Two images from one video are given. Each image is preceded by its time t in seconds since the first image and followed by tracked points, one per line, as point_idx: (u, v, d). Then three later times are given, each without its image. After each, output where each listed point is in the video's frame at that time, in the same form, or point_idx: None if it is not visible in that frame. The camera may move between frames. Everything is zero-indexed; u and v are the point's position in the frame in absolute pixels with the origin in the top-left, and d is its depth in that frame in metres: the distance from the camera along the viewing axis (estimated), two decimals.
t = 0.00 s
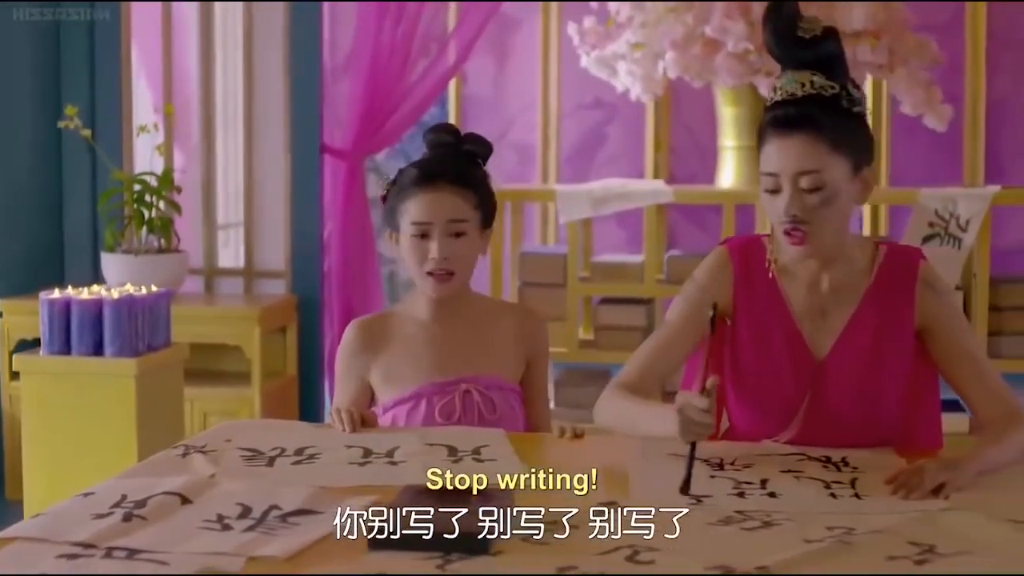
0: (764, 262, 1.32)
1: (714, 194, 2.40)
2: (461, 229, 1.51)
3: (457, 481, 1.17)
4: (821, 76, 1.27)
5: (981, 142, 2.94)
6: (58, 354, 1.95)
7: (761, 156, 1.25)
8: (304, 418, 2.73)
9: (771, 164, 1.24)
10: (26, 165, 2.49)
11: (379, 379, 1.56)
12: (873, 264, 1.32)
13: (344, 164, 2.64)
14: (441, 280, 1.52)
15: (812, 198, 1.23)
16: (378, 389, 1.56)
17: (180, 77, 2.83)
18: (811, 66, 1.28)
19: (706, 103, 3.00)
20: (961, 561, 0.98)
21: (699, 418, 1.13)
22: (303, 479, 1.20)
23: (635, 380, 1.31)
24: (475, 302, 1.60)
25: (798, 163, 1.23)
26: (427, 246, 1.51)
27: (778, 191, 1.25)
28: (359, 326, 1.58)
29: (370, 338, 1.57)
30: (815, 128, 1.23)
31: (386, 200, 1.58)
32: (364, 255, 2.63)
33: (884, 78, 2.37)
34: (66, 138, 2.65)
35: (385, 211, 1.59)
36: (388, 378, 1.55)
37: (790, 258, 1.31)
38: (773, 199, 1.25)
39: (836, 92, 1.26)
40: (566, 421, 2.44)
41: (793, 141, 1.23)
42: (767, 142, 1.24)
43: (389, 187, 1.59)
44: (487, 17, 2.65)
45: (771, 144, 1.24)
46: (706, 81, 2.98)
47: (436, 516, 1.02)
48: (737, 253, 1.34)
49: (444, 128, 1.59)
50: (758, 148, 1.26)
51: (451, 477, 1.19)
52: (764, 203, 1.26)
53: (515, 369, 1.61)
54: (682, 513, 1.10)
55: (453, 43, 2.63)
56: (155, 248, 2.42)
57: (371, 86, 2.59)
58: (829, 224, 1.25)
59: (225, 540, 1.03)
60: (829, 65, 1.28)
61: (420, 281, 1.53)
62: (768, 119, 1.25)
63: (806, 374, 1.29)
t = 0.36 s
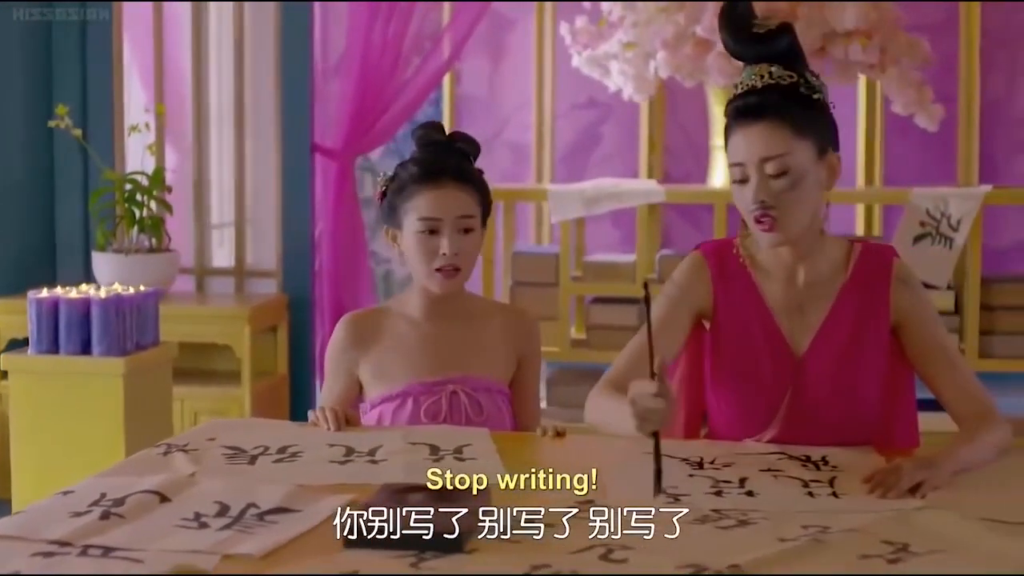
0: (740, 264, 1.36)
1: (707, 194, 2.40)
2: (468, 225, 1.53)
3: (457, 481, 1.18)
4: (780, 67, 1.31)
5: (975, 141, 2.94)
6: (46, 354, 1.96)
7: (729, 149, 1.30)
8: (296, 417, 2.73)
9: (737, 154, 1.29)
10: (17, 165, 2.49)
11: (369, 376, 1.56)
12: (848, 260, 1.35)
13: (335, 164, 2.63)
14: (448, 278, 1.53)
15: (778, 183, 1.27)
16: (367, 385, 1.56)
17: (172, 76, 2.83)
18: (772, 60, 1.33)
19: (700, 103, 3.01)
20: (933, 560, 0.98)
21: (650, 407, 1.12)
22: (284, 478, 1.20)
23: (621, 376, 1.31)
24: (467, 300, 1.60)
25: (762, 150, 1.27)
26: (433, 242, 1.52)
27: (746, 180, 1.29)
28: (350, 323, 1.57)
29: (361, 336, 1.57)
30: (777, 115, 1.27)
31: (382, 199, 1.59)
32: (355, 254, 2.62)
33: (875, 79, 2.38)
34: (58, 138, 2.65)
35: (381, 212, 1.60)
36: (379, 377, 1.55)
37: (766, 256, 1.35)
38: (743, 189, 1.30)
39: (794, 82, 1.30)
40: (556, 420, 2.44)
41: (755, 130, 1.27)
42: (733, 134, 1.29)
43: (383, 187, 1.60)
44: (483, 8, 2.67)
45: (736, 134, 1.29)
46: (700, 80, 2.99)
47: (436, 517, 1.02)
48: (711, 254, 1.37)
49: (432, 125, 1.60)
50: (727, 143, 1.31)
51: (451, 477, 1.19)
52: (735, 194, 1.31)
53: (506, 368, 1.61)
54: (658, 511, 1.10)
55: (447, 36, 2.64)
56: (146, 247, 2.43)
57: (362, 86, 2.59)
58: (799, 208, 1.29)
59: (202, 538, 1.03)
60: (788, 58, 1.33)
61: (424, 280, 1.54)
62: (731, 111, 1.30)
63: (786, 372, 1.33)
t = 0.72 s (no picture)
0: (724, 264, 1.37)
1: (701, 194, 2.40)
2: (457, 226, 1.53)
3: (457, 481, 1.19)
4: (760, 68, 1.31)
5: (972, 141, 2.93)
6: (37, 353, 1.96)
7: (712, 153, 1.31)
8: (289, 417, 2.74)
9: (720, 158, 1.30)
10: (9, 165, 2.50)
11: (355, 375, 1.56)
12: (832, 259, 1.36)
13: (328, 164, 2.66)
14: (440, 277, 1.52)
15: (760, 186, 1.28)
16: (352, 385, 1.56)
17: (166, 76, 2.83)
18: (752, 61, 1.32)
19: (695, 103, 3.01)
20: (913, 559, 0.98)
21: (597, 421, 1.20)
22: (269, 477, 1.20)
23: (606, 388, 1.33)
24: (452, 299, 1.61)
25: (743, 155, 1.28)
26: (424, 241, 1.51)
27: (729, 184, 1.30)
28: (336, 321, 1.58)
29: (347, 334, 1.57)
30: (756, 118, 1.28)
31: (372, 200, 1.60)
32: (348, 253, 2.66)
33: (870, 78, 2.38)
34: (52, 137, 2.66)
35: (370, 212, 1.61)
36: (363, 375, 1.56)
37: (750, 258, 1.36)
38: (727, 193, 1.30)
39: (776, 82, 1.30)
40: (550, 420, 2.45)
41: (736, 135, 1.28)
42: (715, 137, 1.30)
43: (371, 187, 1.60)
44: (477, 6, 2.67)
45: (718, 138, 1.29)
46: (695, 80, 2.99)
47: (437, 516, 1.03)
48: (695, 256, 1.38)
49: (416, 124, 1.61)
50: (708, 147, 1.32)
51: (451, 477, 1.20)
52: (718, 198, 1.32)
53: (491, 367, 1.61)
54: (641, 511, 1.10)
55: (442, 33, 2.64)
56: (139, 247, 2.45)
57: (355, 84, 2.60)
58: (782, 211, 1.29)
59: (184, 537, 1.03)
60: (768, 59, 1.32)
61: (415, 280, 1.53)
62: (713, 116, 1.31)
63: (772, 372, 1.34)
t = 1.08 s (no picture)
0: (712, 264, 1.37)
1: (697, 194, 2.40)
2: (449, 225, 1.54)
3: (457, 481, 1.20)
4: (763, 70, 1.30)
5: (968, 141, 2.93)
6: (29, 353, 1.97)
7: (707, 152, 1.30)
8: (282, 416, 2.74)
9: (715, 159, 1.29)
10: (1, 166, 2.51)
11: (342, 373, 1.56)
12: (820, 261, 1.37)
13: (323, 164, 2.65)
14: (432, 278, 1.52)
15: (757, 191, 1.28)
16: (340, 383, 1.56)
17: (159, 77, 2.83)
18: (755, 60, 1.32)
19: (689, 102, 3.01)
20: (896, 558, 0.98)
21: (619, 425, 1.19)
22: (257, 476, 1.20)
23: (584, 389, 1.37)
24: (441, 299, 1.61)
25: (741, 159, 1.28)
26: (417, 242, 1.52)
27: (724, 185, 1.30)
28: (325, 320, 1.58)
29: (335, 333, 1.57)
30: (758, 123, 1.27)
31: (360, 201, 1.60)
32: (342, 251, 2.64)
33: (864, 78, 2.37)
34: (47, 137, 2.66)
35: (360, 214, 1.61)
36: (351, 373, 1.56)
37: (737, 259, 1.37)
38: (720, 194, 1.30)
39: (777, 86, 1.30)
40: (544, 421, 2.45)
41: (735, 138, 1.28)
42: (712, 137, 1.29)
43: (359, 189, 1.60)
44: (472, 5, 2.67)
45: (715, 139, 1.29)
46: (690, 80, 2.99)
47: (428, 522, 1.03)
48: (684, 255, 1.39)
49: (400, 124, 1.61)
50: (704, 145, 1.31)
51: (450, 478, 1.21)
52: (711, 199, 1.32)
53: (481, 366, 1.61)
54: (627, 510, 1.11)
55: (439, 31, 2.64)
56: (133, 246, 2.45)
57: (349, 84, 2.60)
58: (775, 216, 1.30)
59: (170, 536, 1.04)
60: (771, 59, 1.32)
61: (408, 282, 1.53)
62: (711, 116, 1.30)
63: (758, 372, 1.34)
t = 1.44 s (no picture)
0: (700, 265, 1.38)
1: (692, 194, 2.40)
2: (443, 223, 1.54)
3: (448, 481, 1.20)
4: (780, 85, 1.29)
5: (964, 141, 2.94)
6: (22, 353, 1.97)
7: (709, 157, 1.28)
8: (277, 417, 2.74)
9: (715, 167, 1.28)
10: None
11: (332, 373, 1.56)
12: (807, 262, 1.37)
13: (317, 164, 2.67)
14: (428, 277, 1.52)
15: (754, 208, 1.27)
16: (330, 382, 1.57)
17: (155, 73, 2.83)
18: (773, 70, 1.30)
19: (685, 102, 3.01)
20: (880, 558, 0.98)
21: (581, 422, 1.18)
22: (245, 475, 1.21)
23: (566, 388, 1.36)
24: (432, 298, 1.61)
25: (747, 174, 1.26)
26: (413, 240, 1.52)
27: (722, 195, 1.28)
28: (315, 319, 1.58)
29: (324, 332, 1.58)
30: (768, 141, 1.26)
31: (352, 203, 1.60)
32: (336, 251, 2.67)
33: (859, 78, 2.37)
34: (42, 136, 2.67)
35: (351, 216, 1.61)
36: (340, 373, 1.56)
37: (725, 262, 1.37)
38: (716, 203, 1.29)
39: (792, 104, 1.29)
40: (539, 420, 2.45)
41: (743, 152, 1.26)
42: (717, 146, 1.28)
43: (349, 190, 1.60)
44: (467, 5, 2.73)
45: (721, 147, 1.27)
46: (687, 80, 2.99)
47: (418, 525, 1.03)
48: (672, 255, 1.39)
49: (385, 124, 1.61)
50: (705, 148, 1.29)
51: (450, 478, 1.21)
52: (705, 203, 1.30)
53: (472, 366, 1.61)
54: (613, 510, 1.11)
55: (435, 28, 2.69)
56: (127, 245, 2.46)
57: (344, 85, 2.62)
58: (768, 233, 1.29)
59: (155, 535, 1.04)
60: (788, 70, 1.30)
61: (404, 281, 1.53)
62: (719, 122, 1.28)
63: (746, 374, 1.35)
